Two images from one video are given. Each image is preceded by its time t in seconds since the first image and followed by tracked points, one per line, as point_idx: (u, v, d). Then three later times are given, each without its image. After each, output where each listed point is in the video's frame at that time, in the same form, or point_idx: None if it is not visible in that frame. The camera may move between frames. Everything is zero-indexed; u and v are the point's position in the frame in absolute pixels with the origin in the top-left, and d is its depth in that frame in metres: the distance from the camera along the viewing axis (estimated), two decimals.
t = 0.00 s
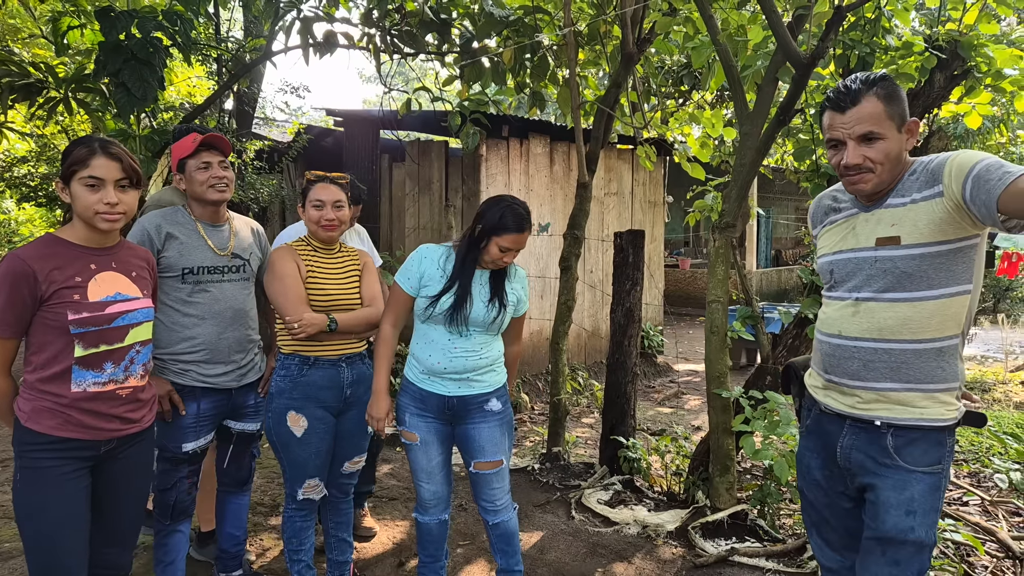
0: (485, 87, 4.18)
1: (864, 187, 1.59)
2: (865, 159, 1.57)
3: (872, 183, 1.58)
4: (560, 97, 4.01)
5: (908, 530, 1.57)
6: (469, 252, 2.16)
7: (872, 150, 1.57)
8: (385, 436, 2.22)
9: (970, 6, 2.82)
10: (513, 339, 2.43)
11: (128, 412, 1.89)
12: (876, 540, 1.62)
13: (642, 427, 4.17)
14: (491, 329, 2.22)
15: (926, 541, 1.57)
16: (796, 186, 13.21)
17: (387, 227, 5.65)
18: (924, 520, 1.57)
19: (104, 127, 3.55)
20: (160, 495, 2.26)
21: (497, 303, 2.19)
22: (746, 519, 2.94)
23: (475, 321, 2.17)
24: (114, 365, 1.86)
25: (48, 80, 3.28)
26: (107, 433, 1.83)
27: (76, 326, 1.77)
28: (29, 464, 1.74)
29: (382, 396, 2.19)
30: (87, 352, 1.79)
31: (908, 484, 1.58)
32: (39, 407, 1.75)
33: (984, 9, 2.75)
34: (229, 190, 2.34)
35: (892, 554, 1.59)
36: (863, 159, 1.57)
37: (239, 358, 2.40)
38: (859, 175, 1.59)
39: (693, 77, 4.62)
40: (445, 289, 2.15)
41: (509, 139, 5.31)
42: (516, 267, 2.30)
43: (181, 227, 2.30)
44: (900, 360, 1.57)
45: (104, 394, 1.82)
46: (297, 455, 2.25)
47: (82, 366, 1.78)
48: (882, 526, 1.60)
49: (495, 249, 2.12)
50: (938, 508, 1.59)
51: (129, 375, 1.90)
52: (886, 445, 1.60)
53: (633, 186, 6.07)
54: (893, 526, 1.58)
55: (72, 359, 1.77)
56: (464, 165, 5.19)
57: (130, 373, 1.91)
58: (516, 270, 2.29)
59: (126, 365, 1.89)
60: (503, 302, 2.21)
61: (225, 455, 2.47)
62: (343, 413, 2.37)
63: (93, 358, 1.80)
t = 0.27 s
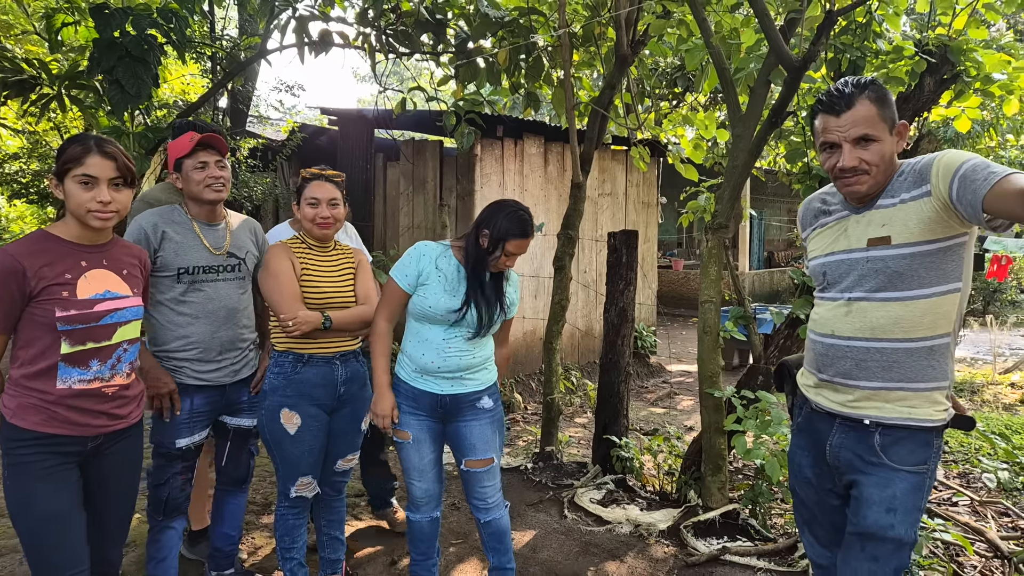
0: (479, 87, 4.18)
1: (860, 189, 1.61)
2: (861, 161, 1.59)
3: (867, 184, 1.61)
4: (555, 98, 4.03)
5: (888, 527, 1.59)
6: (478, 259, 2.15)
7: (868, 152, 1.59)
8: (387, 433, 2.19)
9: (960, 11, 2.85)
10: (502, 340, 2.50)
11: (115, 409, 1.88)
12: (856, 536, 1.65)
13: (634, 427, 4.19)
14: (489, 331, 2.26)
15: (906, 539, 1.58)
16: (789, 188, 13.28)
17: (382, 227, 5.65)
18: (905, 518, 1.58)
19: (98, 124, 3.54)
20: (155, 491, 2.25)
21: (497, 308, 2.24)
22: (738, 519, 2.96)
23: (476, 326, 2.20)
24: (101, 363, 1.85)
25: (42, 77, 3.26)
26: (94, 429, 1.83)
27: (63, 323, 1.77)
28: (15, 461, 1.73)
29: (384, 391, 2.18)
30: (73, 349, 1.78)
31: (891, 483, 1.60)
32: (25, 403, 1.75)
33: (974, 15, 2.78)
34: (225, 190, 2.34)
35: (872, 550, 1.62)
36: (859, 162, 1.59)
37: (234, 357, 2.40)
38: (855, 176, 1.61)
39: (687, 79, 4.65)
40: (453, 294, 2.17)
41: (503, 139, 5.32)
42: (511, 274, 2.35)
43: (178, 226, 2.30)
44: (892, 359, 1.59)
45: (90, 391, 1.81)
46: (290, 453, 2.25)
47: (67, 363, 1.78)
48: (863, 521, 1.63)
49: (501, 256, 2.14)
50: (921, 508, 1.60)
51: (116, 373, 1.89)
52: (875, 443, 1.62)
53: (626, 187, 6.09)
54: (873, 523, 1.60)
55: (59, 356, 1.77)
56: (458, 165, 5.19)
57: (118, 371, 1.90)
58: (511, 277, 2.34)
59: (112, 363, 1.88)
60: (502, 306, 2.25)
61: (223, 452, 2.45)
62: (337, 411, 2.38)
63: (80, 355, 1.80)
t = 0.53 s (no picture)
0: (476, 88, 4.18)
1: (851, 175, 1.62)
2: (851, 146, 1.60)
3: (859, 170, 1.62)
4: (551, 99, 4.03)
5: (881, 520, 1.58)
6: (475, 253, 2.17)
7: (857, 138, 1.60)
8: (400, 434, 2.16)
9: (953, 9, 2.87)
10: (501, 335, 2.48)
11: (108, 402, 1.87)
12: (851, 529, 1.64)
13: (632, 426, 4.18)
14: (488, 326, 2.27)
15: (901, 532, 1.57)
16: (784, 191, 13.33)
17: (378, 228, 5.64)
18: (899, 511, 1.57)
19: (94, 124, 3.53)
20: (152, 487, 2.23)
21: (497, 303, 2.25)
22: (736, 517, 2.94)
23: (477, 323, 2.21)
24: (94, 355, 1.83)
25: (39, 79, 3.26)
26: (87, 423, 1.81)
27: (56, 313, 1.75)
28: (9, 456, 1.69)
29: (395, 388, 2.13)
30: (66, 340, 1.77)
31: (886, 475, 1.59)
32: (15, 397, 1.71)
33: (968, 12, 2.79)
34: (226, 188, 2.33)
35: (866, 543, 1.61)
36: (849, 148, 1.60)
37: (232, 355, 2.38)
38: (845, 162, 1.62)
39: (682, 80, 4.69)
40: (453, 292, 2.16)
41: (500, 141, 5.32)
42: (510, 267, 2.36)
43: (177, 224, 2.29)
44: (884, 348, 1.59)
45: (81, 383, 1.80)
46: (285, 449, 2.23)
47: (60, 354, 1.76)
48: (857, 514, 1.62)
49: (499, 249, 2.15)
50: (916, 501, 1.59)
51: (109, 366, 1.88)
52: (869, 435, 1.62)
53: (622, 188, 6.10)
54: (867, 515, 1.60)
55: (50, 347, 1.75)
56: (455, 167, 5.20)
57: (110, 364, 1.88)
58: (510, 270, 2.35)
59: (106, 354, 1.87)
60: (502, 301, 2.27)
61: (220, 447, 2.44)
62: (333, 408, 2.36)
63: (72, 346, 1.78)
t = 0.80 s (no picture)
0: (472, 91, 4.18)
1: (841, 177, 1.63)
2: (839, 148, 1.61)
3: (848, 172, 1.62)
4: (547, 102, 4.03)
5: (871, 525, 1.58)
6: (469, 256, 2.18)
7: (845, 140, 1.61)
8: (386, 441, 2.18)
9: (947, 13, 2.88)
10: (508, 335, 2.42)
11: (99, 410, 1.86)
12: (842, 533, 1.64)
13: (628, 429, 4.18)
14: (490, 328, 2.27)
15: (892, 537, 1.57)
16: (781, 194, 13.36)
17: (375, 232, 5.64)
18: (890, 516, 1.57)
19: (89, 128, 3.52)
20: (146, 491, 2.22)
21: (497, 305, 2.25)
22: (732, 521, 2.94)
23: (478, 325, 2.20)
24: (84, 359, 1.82)
25: (34, 82, 3.25)
26: (77, 430, 1.80)
27: (44, 318, 1.75)
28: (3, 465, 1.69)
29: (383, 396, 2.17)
30: (55, 346, 1.76)
31: (876, 480, 1.59)
32: (5, 404, 1.70)
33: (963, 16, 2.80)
34: (222, 193, 2.32)
35: (857, 547, 1.61)
36: (837, 150, 1.61)
37: (228, 360, 2.37)
38: (835, 165, 1.63)
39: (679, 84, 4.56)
40: (453, 296, 2.17)
41: (496, 144, 5.33)
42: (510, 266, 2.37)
43: (172, 229, 2.29)
44: (876, 351, 1.59)
45: (71, 388, 1.79)
46: (279, 454, 2.22)
47: (49, 359, 1.75)
48: (847, 518, 1.62)
49: (494, 247, 2.15)
50: (908, 506, 1.58)
51: (101, 370, 1.87)
52: (862, 439, 1.62)
53: (619, 191, 6.11)
54: (858, 520, 1.60)
55: (39, 352, 1.74)
56: (451, 170, 5.20)
57: (102, 368, 1.87)
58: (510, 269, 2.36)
59: (96, 360, 1.85)
60: (502, 302, 2.27)
61: (216, 451, 2.42)
62: (327, 412, 2.35)
63: (61, 352, 1.77)
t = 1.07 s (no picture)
0: (470, 92, 4.18)
1: (841, 176, 1.63)
2: (840, 147, 1.61)
3: (848, 171, 1.62)
4: (545, 103, 4.03)
5: (878, 525, 1.58)
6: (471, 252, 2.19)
7: (847, 138, 1.61)
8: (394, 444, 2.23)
9: (945, 13, 2.88)
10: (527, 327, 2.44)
11: (98, 409, 1.85)
12: (847, 534, 1.63)
13: (626, 430, 4.18)
14: (503, 324, 2.28)
15: (897, 536, 1.57)
16: (778, 195, 13.38)
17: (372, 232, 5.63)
18: (896, 515, 1.57)
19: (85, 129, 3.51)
20: (143, 491, 2.21)
21: (507, 300, 2.25)
22: (730, 521, 2.94)
23: (490, 321, 2.21)
24: (84, 359, 1.82)
25: (30, 82, 3.25)
26: (77, 430, 1.79)
27: (44, 318, 1.74)
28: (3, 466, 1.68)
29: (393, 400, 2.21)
30: (54, 345, 1.76)
31: (880, 480, 1.59)
32: (4, 403, 1.70)
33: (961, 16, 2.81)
34: (220, 192, 2.32)
35: (862, 548, 1.61)
36: (838, 147, 1.61)
37: (226, 359, 2.37)
38: (835, 163, 1.62)
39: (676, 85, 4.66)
40: (463, 295, 2.17)
41: (494, 145, 5.34)
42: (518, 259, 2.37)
43: (170, 229, 2.28)
44: (876, 352, 1.59)
45: (71, 388, 1.78)
46: (278, 454, 2.21)
47: (49, 359, 1.75)
48: (851, 519, 1.62)
49: (489, 231, 2.14)
50: (911, 505, 1.59)
51: (100, 370, 1.86)
52: (863, 439, 1.62)
53: (617, 192, 6.11)
54: (863, 521, 1.59)
55: (39, 352, 1.74)
56: (449, 171, 5.20)
57: (101, 368, 1.87)
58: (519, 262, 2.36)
59: (96, 359, 1.85)
60: (513, 297, 2.28)
61: (213, 453, 2.41)
62: (325, 413, 2.35)
63: (61, 351, 1.77)
